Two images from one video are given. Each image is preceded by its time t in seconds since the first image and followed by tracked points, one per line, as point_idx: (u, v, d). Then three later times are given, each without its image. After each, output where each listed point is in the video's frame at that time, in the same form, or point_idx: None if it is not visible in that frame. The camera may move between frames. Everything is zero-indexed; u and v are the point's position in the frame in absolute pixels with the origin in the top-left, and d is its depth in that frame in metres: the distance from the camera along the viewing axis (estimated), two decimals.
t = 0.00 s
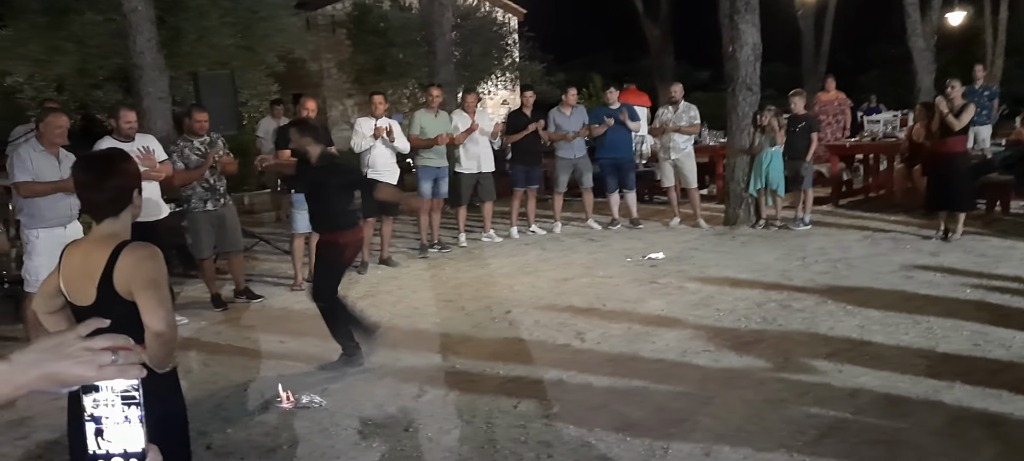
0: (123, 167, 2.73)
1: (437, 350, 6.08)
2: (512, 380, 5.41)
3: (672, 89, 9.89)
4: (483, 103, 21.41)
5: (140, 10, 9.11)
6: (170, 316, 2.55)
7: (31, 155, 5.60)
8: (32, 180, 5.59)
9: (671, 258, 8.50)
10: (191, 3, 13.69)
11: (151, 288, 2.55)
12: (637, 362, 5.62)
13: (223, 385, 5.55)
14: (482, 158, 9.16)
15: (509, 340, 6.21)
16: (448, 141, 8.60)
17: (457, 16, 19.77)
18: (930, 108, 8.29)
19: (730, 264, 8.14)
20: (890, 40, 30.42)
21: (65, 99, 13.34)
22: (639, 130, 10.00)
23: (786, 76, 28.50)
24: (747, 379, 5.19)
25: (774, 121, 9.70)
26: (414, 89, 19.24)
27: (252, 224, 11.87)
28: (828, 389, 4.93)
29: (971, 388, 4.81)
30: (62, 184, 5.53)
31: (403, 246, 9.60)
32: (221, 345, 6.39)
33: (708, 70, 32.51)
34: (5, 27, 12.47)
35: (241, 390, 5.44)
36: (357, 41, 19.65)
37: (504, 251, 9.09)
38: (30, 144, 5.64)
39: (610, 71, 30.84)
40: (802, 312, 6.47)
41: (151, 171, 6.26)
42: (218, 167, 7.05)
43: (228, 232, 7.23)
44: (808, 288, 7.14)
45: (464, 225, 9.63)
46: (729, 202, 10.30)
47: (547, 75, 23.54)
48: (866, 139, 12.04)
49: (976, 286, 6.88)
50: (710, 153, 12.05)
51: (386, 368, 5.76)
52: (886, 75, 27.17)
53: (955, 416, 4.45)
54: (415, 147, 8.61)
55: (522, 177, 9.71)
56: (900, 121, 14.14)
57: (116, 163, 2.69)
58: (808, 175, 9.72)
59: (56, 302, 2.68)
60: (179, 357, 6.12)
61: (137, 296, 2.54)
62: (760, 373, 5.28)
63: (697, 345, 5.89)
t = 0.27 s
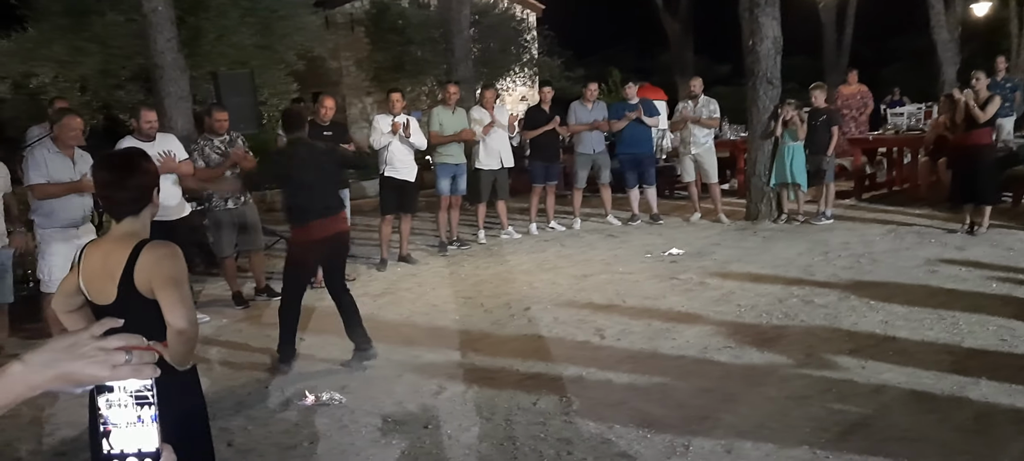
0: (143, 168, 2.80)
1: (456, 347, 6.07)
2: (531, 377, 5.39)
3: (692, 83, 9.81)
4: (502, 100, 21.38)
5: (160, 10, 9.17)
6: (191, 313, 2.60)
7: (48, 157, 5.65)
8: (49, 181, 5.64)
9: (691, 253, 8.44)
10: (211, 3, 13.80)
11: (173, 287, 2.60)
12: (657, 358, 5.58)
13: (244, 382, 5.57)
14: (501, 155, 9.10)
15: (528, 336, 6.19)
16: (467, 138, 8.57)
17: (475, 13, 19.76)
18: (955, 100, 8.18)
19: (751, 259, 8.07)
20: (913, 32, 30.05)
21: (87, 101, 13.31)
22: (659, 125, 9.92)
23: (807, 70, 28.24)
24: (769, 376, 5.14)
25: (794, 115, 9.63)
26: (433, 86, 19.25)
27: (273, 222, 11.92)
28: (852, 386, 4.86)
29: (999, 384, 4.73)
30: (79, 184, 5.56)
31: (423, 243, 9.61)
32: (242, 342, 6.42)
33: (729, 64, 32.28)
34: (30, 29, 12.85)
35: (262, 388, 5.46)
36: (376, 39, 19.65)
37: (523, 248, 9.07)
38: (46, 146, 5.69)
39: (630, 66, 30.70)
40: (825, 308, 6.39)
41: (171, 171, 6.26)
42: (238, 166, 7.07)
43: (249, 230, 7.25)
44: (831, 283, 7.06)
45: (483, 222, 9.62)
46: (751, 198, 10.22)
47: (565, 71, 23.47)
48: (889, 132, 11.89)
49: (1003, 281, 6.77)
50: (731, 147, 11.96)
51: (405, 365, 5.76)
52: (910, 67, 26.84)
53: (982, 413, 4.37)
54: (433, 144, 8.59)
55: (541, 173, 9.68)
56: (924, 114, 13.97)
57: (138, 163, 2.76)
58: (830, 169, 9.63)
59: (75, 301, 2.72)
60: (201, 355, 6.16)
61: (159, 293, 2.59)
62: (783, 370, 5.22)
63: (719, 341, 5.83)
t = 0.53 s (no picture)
0: (152, 168, 2.81)
1: (469, 343, 6.06)
2: (544, 373, 5.37)
3: (703, 75, 9.77)
4: (513, 95, 21.34)
5: (171, 11, 9.20)
6: (203, 311, 2.62)
7: (54, 159, 5.61)
8: (57, 184, 5.61)
9: (705, 247, 8.39)
10: (222, 2, 14.04)
11: (185, 285, 2.61)
12: (671, 352, 5.55)
13: (257, 381, 5.58)
14: (512, 151, 9.07)
15: (541, 332, 6.17)
16: (476, 133, 8.56)
17: (485, 9, 19.74)
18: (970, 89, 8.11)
19: (765, 252, 8.02)
20: (927, 21, 29.80)
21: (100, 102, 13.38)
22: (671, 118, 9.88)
23: (820, 61, 28.04)
24: (784, 369, 5.10)
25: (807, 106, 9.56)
26: (443, 82, 19.23)
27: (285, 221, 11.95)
28: (868, 379, 4.82)
29: (1018, 375, 4.67)
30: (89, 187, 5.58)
31: (435, 240, 9.60)
32: (255, 341, 6.43)
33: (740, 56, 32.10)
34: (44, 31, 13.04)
35: (276, 386, 5.47)
36: (386, 36, 19.56)
37: (536, 243, 9.05)
38: (51, 149, 5.66)
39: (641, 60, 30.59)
40: (840, 300, 6.34)
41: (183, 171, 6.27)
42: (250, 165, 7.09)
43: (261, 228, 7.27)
44: (846, 275, 7.00)
45: (495, 218, 9.59)
46: (764, 190, 10.16)
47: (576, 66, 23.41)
48: (903, 122, 11.80)
49: (1021, 271, 6.70)
50: (744, 140, 11.89)
51: (418, 362, 5.75)
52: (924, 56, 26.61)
53: (1000, 405, 4.32)
54: (443, 140, 8.58)
55: (553, 168, 9.63)
56: (939, 103, 13.84)
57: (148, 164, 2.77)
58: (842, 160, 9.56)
59: (85, 302, 2.71)
60: (215, 353, 6.18)
61: (172, 292, 2.60)
62: (798, 363, 5.17)
63: (733, 334, 5.79)
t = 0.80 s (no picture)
0: (162, 166, 2.81)
1: (481, 339, 6.05)
2: (557, 368, 5.36)
3: (714, 68, 9.70)
4: (524, 90, 21.29)
5: (181, 10, 9.24)
6: (214, 310, 2.65)
7: (61, 162, 5.66)
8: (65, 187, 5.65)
9: (717, 241, 8.35)
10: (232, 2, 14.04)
11: (196, 284, 2.63)
12: (683, 347, 5.53)
13: (271, 378, 5.60)
14: (522, 146, 9.06)
15: (553, 327, 6.16)
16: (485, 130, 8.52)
17: (495, 4, 19.71)
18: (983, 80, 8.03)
19: (778, 245, 7.98)
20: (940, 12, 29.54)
21: (112, 102, 13.46)
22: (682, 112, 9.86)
23: (832, 52, 27.84)
24: (797, 363, 5.07)
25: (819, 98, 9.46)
26: (454, 78, 19.22)
27: (297, 218, 11.98)
28: (883, 372, 4.78)
29: None
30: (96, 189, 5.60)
31: (446, 236, 9.60)
32: (268, 338, 6.45)
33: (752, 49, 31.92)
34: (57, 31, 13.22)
35: (289, 383, 5.48)
36: (396, 33, 19.52)
37: (547, 238, 9.03)
38: (58, 151, 5.70)
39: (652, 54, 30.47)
40: (854, 293, 6.30)
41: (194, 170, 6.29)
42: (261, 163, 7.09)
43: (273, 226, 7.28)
44: (860, 268, 6.96)
45: (506, 214, 9.58)
46: (777, 183, 10.10)
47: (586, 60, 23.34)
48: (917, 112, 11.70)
49: None
50: (756, 133, 11.83)
51: (430, 358, 5.75)
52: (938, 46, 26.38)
53: (1017, 398, 4.28)
54: (453, 137, 8.56)
55: (563, 163, 9.61)
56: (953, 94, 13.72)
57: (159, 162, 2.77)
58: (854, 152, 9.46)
59: (96, 301, 2.69)
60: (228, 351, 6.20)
61: (184, 291, 2.62)
62: (812, 356, 5.14)
63: (746, 328, 5.76)
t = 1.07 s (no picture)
0: (181, 166, 2.83)
1: (498, 335, 6.05)
2: (575, 363, 5.35)
3: (732, 60, 9.66)
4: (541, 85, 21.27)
5: (199, 11, 9.31)
6: (234, 307, 2.67)
7: (82, 164, 5.72)
8: (85, 188, 5.71)
9: (737, 234, 8.30)
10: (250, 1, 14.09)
11: (215, 281, 2.65)
12: (702, 341, 5.51)
13: (291, 374, 5.63)
14: (539, 140, 9.06)
15: (571, 322, 6.15)
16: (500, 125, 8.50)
17: None
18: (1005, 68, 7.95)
19: (798, 238, 7.92)
20: None
21: (133, 103, 13.59)
22: (700, 105, 9.85)
23: (853, 43, 27.55)
24: (818, 356, 5.03)
25: (839, 90, 9.34)
26: (471, 74, 19.21)
27: (316, 216, 12.03)
28: (904, 366, 4.73)
29: None
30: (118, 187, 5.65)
31: (464, 232, 9.60)
32: (288, 335, 6.48)
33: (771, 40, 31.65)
34: (77, 32, 13.43)
35: (309, 380, 5.51)
36: (413, 30, 19.56)
37: (565, 233, 9.02)
38: (78, 153, 5.76)
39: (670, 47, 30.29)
40: (875, 286, 6.24)
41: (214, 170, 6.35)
42: (280, 161, 7.09)
43: (292, 224, 7.30)
44: (881, 261, 6.89)
45: (524, 209, 9.58)
46: (797, 174, 10.00)
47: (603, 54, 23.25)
48: (938, 102, 11.59)
49: None
50: (775, 125, 11.76)
51: (448, 354, 5.76)
52: (960, 35, 26.03)
53: None
54: (469, 133, 8.56)
55: (581, 158, 9.53)
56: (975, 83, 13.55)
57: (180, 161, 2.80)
58: (875, 143, 9.44)
59: (117, 300, 2.78)
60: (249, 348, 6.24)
61: (204, 289, 2.64)
62: (832, 350, 5.10)
63: (765, 322, 5.73)
